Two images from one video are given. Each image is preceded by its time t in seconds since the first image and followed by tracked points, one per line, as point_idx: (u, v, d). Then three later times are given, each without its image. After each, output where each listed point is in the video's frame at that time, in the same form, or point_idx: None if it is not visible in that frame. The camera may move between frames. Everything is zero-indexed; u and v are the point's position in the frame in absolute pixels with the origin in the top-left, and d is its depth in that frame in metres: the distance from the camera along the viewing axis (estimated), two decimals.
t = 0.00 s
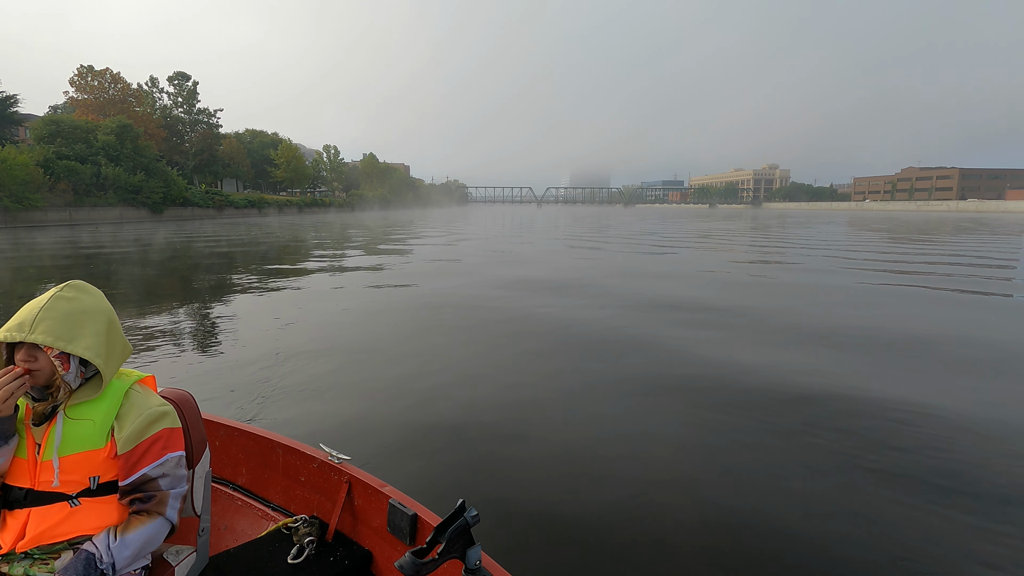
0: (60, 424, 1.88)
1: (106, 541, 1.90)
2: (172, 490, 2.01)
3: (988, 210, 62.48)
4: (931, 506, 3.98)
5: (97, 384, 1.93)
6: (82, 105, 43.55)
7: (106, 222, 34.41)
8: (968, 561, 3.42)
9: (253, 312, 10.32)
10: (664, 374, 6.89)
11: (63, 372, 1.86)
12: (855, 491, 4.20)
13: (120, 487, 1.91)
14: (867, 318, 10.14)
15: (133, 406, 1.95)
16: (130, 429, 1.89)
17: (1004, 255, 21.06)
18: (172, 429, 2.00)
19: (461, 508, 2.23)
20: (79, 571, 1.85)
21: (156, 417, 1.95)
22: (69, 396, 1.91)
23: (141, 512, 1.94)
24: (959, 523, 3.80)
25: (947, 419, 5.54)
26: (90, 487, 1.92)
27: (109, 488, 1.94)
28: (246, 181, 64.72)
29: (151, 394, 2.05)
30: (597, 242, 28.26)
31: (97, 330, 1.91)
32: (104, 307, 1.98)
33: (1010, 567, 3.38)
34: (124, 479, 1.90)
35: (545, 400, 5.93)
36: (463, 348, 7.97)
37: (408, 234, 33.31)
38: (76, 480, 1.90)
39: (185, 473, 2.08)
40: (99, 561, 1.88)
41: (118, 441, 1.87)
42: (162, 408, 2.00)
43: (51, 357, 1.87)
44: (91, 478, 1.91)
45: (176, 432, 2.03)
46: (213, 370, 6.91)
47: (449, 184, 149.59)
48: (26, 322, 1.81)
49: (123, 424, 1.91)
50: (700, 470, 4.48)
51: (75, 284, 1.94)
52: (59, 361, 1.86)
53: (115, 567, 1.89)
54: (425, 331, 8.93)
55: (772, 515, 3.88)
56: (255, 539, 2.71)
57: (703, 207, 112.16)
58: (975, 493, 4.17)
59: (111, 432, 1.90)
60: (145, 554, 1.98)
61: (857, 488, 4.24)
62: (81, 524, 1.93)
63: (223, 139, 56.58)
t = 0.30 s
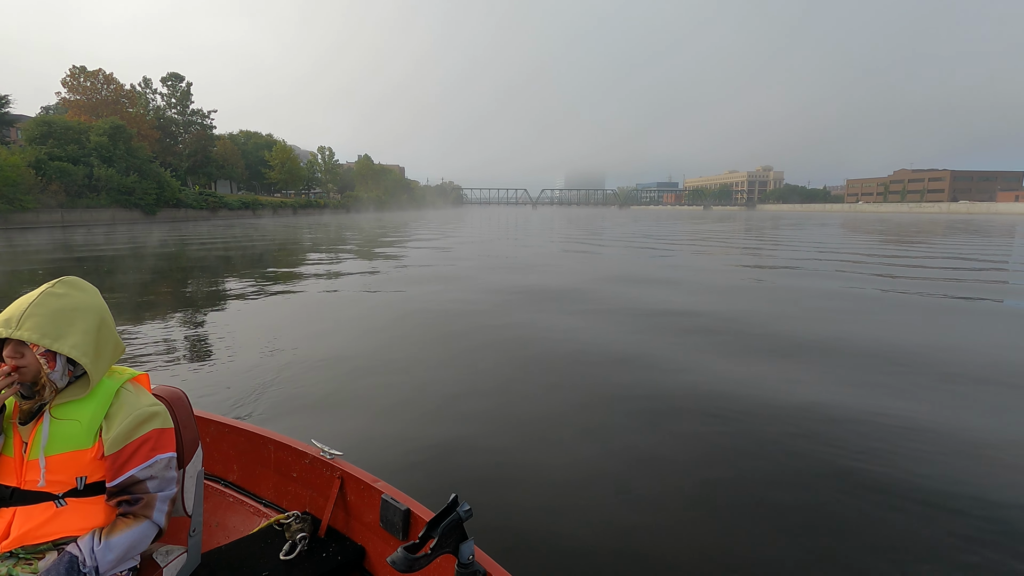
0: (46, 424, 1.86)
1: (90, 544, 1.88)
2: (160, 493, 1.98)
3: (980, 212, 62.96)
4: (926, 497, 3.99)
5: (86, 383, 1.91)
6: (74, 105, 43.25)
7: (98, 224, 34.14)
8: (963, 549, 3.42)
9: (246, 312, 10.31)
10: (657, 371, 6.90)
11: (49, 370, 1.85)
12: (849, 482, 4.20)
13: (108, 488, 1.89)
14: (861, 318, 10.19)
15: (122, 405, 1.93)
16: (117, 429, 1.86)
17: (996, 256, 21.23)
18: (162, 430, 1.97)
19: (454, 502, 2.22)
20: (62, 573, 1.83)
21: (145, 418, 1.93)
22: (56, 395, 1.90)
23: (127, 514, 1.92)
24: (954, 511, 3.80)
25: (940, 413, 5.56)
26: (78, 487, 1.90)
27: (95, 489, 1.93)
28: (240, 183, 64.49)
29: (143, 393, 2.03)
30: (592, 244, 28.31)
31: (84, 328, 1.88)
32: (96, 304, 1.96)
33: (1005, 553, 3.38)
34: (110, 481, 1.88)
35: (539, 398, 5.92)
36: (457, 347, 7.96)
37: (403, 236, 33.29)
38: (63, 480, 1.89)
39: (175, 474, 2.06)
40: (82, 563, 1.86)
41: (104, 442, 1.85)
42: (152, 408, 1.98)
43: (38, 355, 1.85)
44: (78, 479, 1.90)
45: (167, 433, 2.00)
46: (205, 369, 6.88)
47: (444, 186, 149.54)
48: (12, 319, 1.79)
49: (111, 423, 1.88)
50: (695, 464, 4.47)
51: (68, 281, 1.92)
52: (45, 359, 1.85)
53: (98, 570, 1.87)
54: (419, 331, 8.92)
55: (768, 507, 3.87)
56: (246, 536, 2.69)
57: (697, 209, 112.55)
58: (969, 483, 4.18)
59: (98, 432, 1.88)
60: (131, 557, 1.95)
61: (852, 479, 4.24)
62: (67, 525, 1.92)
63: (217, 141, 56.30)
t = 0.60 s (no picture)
0: (43, 423, 1.85)
1: (89, 543, 1.88)
2: (158, 492, 1.98)
3: (976, 212, 63.23)
4: (924, 501, 4.01)
5: (81, 383, 1.90)
6: (71, 105, 43.07)
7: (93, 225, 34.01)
8: (960, 554, 3.44)
9: (243, 313, 10.31)
10: (655, 374, 6.91)
11: (43, 371, 1.85)
12: (848, 487, 4.21)
13: (105, 487, 1.88)
14: (856, 319, 10.21)
15: (119, 404, 1.92)
16: (115, 428, 1.86)
17: (991, 256, 21.33)
18: (160, 429, 1.97)
19: (452, 501, 2.21)
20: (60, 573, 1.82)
21: (143, 417, 1.92)
22: (51, 394, 1.89)
23: (125, 514, 1.91)
24: (953, 516, 3.82)
25: (937, 416, 5.58)
26: (75, 485, 1.90)
27: (92, 488, 1.92)
28: (237, 184, 64.37)
29: (140, 392, 2.03)
30: (589, 245, 28.35)
31: (76, 328, 1.87)
32: (89, 303, 1.95)
33: (1003, 557, 3.41)
34: (108, 480, 1.87)
35: (537, 401, 5.92)
36: (454, 349, 7.96)
37: (400, 236, 33.27)
38: (61, 479, 1.88)
39: (172, 473, 2.05)
40: (80, 563, 1.85)
41: (101, 442, 1.84)
42: (150, 407, 1.97)
43: (30, 357, 1.85)
44: (75, 478, 1.89)
45: (165, 431, 2.00)
46: (203, 370, 6.87)
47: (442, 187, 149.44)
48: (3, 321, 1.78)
49: (108, 423, 1.88)
50: (694, 467, 4.48)
51: (59, 280, 1.90)
52: (38, 361, 1.84)
53: (96, 569, 1.86)
54: (417, 333, 8.91)
55: (766, 509, 3.89)
56: (244, 536, 2.69)
57: (695, 210, 112.71)
58: (966, 488, 4.20)
59: (95, 431, 1.87)
60: (129, 557, 1.94)
61: (850, 483, 4.25)
62: (64, 524, 1.91)
63: (214, 141, 56.19)
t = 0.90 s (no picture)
0: (50, 426, 1.84)
1: (93, 547, 1.86)
2: (163, 496, 1.97)
3: (973, 212, 63.41)
4: (929, 497, 4.00)
5: (87, 387, 1.89)
6: (67, 105, 42.91)
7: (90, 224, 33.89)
8: (963, 552, 3.42)
9: (242, 313, 10.30)
10: (654, 372, 6.90)
11: (49, 374, 1.83)
12: (849, 484, 4.20)
13: (110, 491, 1.88)
14: (856, 317, 10.22)
15: (125, 408, 1.91)
16: (121, 432, 1.85)
17: (990, 255, 21.36)
18: (165, 434, 1.96)
19: (455, 506, 2.20)
20: None
21: (149, 421, 1.92)
22: (57, 398, 1.87)
23: (129, 518, 1.90)
24: (957, 511, 3.81)
25: (940, 411, 5.58)
26: (80, 489, 1.89)
27: (97, 492, 1.91)
28: (235, 184, 64.26)
29: (145, 396, 2.02)
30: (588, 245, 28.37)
31: (81, 332, 1.86)
32: (95, 307, 1.94)
33: (1008, 553, 3.39)
34: (113, 484, 1.86)
35: (536, 399, 5.91)
36: (454, 347, 7.94)
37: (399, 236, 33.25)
38: (66, 482, 1.87)
39: (177, 479, 2.04)
40: (84, 567, 1.84)
41: (107, 445, 1.83)
42: (155, 411, 1.97)
43: (37, 359, 1.84)
44: (80, 482, 1.88)
45: (169, 436, 1.99)
46: (202, 369, 6.86)
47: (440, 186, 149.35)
48: (9, 324, 1.77)
49: (114, 427, 1.87)
50: (696, 466, 4.46)
51: (65, 284, 1.90)
52: (44, 364, 1.82)
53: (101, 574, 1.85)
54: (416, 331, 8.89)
55: (769, 507, 3.87)
56: (244, 541, 2.68)
57: (693, 210, 112.80)
58: (970, 482, 4.19)
59: (101, 435, 1.86)
60: (131, 562, 1.93)
61: (854, 479, 4.24)
62: (67, 528, 1.90)
63: (211, 140, 56.08)
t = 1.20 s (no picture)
0: (49, 432, 1.82)
1: (92, 554, 1.84)
2: (162, 503, 1.95)
3: (969, 212, 63.60)
4: (930, 502, 4.00)
5: (87, 393, 1.86)
6: (64, 105, 42.76)
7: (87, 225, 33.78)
8: (964, 557, 3.42)
9: (241, 315, 10.28)
10: (652, 374, 6.90)
11: (48, 381, 1.80)
12: (849, 488, 4.20)
13: (108, 498, 1.85)
14: (853, 319, 10.25)
15: (125, 414, 1.89)
16: (120, 438, 1.83)
17: (985, 255, 21.46)
18: (164, 439, 1.94)
19: (456, 511, 2.18)
20: None
21: (149, 426, 1.90)
22: (55, 405, 1.84)
23: (127, 525, 1.87)
24: (959, 516, 3.81)
25: (940, 415, 5.58)
26: (79, 496, 1.86)
27: (96, 498, 1.89)
28: (232, 184, 64.16)
29: (145, 402, 2.00)
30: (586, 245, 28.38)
31: (81, 338, 1.84)
32: (94, 312, 1.92)
33: (1011, 558, 3.38)
34: (112, 490, 1.84)
35: (534, 402, 5.89)
36: (452, 350, 7.94)
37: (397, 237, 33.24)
38: (65, 489, 1.85)
39: (176, 484, 2.02)
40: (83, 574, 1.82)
41: (106, 451, 1.81)
42: (155, 417, 1.95)
43: (36, 366, 1.81)
44: (79, 488, 1.86)
45: (169, 442, 1.97)
46: (200, 373, 6.85)
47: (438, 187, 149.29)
48: (8, 331, 1.75)
49: (113, 432, 1.85)
50: (697, 469, 4.46)
51: (64, 290, 1.87)
52: (44, 370, 1.79)
53: None
54: (414, 334, 8.88)
55: (770, 513, 3.86)
56: (243, 547, 2.66)
57: (690, 210, 112.98)
58: (971, 487, 4.19)
59: (100, 442, 1.84)
60: (130, 570, 1.90)
61: (855, 484, 4.24)
62: (66, 535, 1.88)
63: (209, 141, 55.99)
